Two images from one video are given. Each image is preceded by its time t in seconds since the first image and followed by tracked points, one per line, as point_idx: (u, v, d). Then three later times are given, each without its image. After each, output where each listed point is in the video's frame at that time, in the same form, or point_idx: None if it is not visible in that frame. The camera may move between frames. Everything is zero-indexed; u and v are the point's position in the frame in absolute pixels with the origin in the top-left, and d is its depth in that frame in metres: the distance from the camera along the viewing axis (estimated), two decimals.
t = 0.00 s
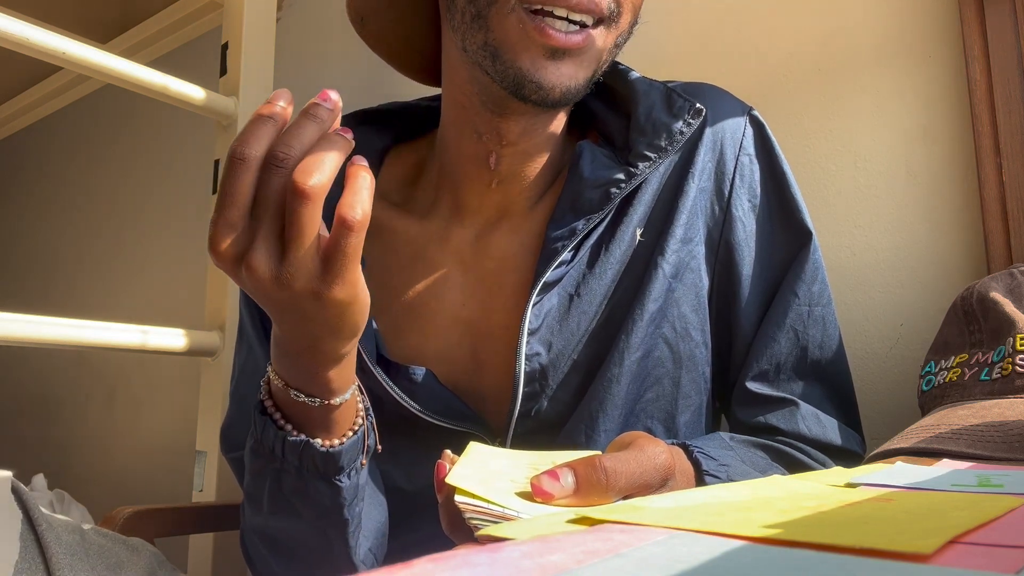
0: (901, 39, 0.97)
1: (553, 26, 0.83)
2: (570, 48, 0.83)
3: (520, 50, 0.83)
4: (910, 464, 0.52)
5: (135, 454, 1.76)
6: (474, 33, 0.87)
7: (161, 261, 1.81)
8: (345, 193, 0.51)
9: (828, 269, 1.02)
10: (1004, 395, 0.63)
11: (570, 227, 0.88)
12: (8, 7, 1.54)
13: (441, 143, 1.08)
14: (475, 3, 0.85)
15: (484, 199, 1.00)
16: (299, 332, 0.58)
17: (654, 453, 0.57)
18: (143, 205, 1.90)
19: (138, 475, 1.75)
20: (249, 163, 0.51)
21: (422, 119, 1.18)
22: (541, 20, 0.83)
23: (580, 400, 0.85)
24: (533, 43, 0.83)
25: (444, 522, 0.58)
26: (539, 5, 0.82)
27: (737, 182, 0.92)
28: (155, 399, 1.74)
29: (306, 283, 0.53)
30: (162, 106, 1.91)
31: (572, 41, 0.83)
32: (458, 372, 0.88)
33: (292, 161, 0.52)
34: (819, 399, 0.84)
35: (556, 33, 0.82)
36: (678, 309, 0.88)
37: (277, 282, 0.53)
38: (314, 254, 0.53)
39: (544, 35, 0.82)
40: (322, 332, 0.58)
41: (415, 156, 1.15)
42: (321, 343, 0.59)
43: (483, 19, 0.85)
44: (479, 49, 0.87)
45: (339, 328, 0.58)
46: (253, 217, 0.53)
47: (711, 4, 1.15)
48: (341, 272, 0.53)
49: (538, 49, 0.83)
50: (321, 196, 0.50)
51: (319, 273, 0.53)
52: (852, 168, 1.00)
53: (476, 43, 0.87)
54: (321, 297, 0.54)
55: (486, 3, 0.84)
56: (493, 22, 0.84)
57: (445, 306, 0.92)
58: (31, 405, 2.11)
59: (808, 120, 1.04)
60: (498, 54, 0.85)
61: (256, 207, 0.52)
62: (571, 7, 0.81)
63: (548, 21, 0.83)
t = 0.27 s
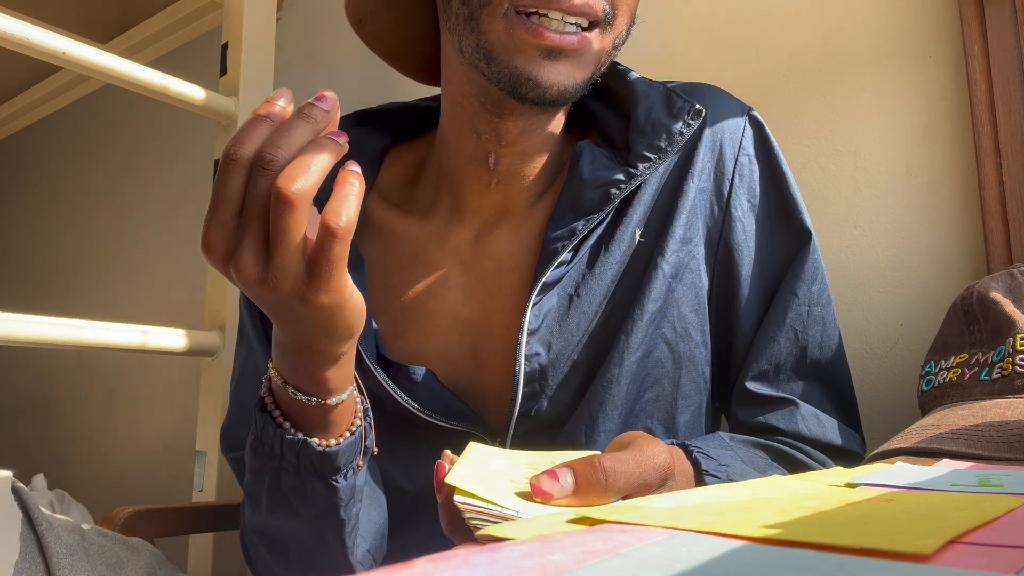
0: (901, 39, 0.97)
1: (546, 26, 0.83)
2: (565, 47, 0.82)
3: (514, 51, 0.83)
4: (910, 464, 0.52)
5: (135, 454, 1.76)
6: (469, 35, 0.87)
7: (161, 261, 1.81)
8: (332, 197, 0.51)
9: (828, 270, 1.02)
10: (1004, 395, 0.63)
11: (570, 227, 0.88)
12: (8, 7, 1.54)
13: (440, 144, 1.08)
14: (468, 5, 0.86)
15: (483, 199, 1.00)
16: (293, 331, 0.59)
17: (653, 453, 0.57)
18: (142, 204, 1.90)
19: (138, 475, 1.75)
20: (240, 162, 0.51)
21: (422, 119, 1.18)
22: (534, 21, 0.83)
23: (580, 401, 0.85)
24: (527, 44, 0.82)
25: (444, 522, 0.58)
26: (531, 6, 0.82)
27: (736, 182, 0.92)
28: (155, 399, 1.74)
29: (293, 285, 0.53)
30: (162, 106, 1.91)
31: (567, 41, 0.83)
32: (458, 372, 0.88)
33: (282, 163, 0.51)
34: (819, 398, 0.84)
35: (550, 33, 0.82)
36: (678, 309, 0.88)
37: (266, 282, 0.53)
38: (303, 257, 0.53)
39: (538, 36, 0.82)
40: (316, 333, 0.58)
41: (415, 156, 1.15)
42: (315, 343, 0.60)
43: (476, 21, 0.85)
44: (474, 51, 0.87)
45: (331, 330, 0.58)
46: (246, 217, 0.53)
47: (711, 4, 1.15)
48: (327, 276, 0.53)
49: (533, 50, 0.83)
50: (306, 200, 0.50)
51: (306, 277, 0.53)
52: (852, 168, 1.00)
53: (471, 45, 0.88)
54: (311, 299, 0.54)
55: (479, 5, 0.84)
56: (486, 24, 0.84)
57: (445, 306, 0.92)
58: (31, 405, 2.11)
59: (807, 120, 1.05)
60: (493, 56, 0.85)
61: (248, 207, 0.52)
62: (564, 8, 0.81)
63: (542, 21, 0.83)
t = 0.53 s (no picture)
0: (901, 39, 0.97)
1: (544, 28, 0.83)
2: (563, 49, 0.83)
3: (512, 53, 0.83)
4: (910, 464, 0.52)
5: (135, 454, 1.76)
6: (466, 36, 0.87)
7: (161, 261, 1.81)
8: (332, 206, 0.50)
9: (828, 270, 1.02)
10: (1004, 395, 0.63)
11: (570, 228, 0.88)
12: (8, 7, 1.54)
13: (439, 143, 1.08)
14: (466, 7, 0.85)
15: (483, 199, 1.00)
16: (292, 333, 0.59)
17: (655, 453, 0.57)
18: (143, 204, 1.90)
19: (138, 475, 1.75)
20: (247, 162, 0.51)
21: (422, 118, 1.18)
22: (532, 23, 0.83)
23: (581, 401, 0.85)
24: (525, 46, 0.83)
25: (445, 522, 0.58)
26: (529, 9, 0.82)
27: (737, 183, 0.92)
28: (155, 399, 1.74)
29: (288, 290, 0.53)
30: (162, 106, 1.91)
31: (565, 43, 0.83)
32: (458, 372, 0.88)
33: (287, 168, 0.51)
34: (820, 399, 0.84)
35: (548, 36, 0.82)
36: (678, 310, 0.88)
37: (263, 284, 0.54)
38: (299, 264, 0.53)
39: (536, 39, 0.82)
40: (313, 337, 0.58)
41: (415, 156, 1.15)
42: (315, 345, 0.60)
43: (473, 23, 0.85)
44: (472, 53, 0.87)
45: (328, 336, 0.57)
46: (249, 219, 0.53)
47: (711, 4, 1.15)
48: (323, 283, 0.53)
49: (530, 52, 0.83)
50: (305, 207, 0.49)
51: (301, 283, 0.53)
52: (852, 168, 1.00)
53: (468, 46, 0.87)
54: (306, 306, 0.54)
55: (476, 7, 0.84)
56: (484, 26, 0.84)
57: (445, 307, 0.92)
58: (31, 405, 2.11)
59: (807, 120, 1.05)
60: (491, 58, 0.85)
61: (251, 207, 0.52)
62: (563, 10, 0.81)
63: (540, 24, 0.83)
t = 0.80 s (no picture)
0: (901, 39, 0.97)
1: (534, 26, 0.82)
2: (552, 48, 0.82)
3: (503, 53, 0.83)
4: (910, 464, 0.52)
5: (135, 455, 1.76)
6: (460, 37, 0.88)
7: (162, 261, 1.81)
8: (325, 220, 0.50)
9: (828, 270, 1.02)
10: (1004, 395, 0.63)
11: (570, 229, 0.88)
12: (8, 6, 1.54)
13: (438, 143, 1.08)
14: (460, 8, 0.86)
15: (482, 199, 1.01)
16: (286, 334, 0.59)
17: (656, 453, 0.57)
18: (143, 205, 1.90)
19: (138, 476, 1.75)
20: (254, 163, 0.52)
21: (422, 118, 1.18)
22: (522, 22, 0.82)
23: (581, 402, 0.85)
24: (515, 46, 0.83)
25: (446, 523, 0.57)
26: (518, 8, 0.81)
27: (737, 184, 0.92)
28: (155, 399, 1.74)
29: (277, 295, 0.53)
30: (161, 106, 1.91)
31: (554, 41, 0.82)
32: (458, 372, 0.88)
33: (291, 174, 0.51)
34: (820, 399, 0.84)
35: (537, 34, 0.82)
36: (679, 311, 0.88)
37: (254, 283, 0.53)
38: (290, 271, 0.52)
39: (525, 38, 0.82)
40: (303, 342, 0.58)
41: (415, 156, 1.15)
42: (306, 350, 0.60)
43: (466, 24, 0.86)
44: (465, 53, 0.88)
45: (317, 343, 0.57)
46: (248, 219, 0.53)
47: (711, 4, 1.15)
48: (309, 298, 0.53)
49: (520, 51, 0.83)
50: (298, 217, 0.49)
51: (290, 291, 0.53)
52: (852, 168, 1.00)
53: (462, 47, 0.88)
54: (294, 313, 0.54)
55: (470, 8, 0.85)
56: (476, 27, 0.85)
57: (445, 307, 0.92)
58: (31, 406, 2.11)
59: (806, 120, 1.05)
60: (483, 58, 0.85)
61: (249, 211, 0.52)
62: (551, 9, 0.81)
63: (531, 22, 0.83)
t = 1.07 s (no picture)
0: (901, 39, 0.97)
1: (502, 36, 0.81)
2: (521, 57, 0.81)
3: (472, 63, 0.83)
4: (910, 464, 0.53)
5: (135, 455, 1.76)
6: (439, 44, 0.88)
7: (161, 261, 1.81)
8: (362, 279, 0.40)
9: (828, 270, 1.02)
10: (1004, 395, 0.63)
11: (565, 230, 0.87)
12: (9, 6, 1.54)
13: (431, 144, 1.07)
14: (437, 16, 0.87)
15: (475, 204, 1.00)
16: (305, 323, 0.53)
17: (658, 457, 0.57)
18: (143, 205, 1.90)
19: (138, 476, 1.75)
20: (362, 212, 0.38)
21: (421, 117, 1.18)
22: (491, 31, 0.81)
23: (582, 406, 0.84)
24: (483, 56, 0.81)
25: (449, 529, 0.57)
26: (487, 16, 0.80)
27: (734, 185, 0.93)
28: (156, 399, 1.74)
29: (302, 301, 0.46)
30: (162, 106, 1.91)
31: (522, 50, 0.81)
32: (458, 373, 0.88)
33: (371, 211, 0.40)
34: (820, 400, 0.84)
35: (506, 44, 0.81)
36: (678, 314, 0.88)
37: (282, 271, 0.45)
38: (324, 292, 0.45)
39: (494, 47, 0.81)
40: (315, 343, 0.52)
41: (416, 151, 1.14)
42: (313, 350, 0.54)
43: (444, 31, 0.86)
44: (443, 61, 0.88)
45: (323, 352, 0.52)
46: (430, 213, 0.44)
47: (710, 4, 1.15)
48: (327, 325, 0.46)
49: (489, 61, 0.82)
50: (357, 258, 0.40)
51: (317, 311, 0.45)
52: (852, 168, 1.00)
53: (441, 54, 0.89)
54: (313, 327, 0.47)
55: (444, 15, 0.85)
56: (450, 35, 0.85)
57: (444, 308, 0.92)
58: (31, 406, 2.11)
59: (806, 120, 1.05)
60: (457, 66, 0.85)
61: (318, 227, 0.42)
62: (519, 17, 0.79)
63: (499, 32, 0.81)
